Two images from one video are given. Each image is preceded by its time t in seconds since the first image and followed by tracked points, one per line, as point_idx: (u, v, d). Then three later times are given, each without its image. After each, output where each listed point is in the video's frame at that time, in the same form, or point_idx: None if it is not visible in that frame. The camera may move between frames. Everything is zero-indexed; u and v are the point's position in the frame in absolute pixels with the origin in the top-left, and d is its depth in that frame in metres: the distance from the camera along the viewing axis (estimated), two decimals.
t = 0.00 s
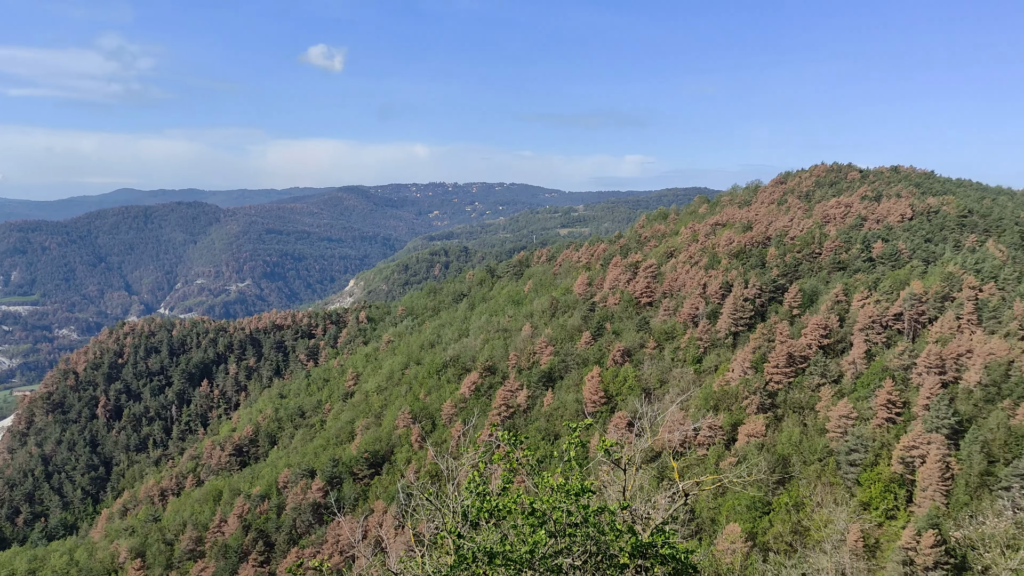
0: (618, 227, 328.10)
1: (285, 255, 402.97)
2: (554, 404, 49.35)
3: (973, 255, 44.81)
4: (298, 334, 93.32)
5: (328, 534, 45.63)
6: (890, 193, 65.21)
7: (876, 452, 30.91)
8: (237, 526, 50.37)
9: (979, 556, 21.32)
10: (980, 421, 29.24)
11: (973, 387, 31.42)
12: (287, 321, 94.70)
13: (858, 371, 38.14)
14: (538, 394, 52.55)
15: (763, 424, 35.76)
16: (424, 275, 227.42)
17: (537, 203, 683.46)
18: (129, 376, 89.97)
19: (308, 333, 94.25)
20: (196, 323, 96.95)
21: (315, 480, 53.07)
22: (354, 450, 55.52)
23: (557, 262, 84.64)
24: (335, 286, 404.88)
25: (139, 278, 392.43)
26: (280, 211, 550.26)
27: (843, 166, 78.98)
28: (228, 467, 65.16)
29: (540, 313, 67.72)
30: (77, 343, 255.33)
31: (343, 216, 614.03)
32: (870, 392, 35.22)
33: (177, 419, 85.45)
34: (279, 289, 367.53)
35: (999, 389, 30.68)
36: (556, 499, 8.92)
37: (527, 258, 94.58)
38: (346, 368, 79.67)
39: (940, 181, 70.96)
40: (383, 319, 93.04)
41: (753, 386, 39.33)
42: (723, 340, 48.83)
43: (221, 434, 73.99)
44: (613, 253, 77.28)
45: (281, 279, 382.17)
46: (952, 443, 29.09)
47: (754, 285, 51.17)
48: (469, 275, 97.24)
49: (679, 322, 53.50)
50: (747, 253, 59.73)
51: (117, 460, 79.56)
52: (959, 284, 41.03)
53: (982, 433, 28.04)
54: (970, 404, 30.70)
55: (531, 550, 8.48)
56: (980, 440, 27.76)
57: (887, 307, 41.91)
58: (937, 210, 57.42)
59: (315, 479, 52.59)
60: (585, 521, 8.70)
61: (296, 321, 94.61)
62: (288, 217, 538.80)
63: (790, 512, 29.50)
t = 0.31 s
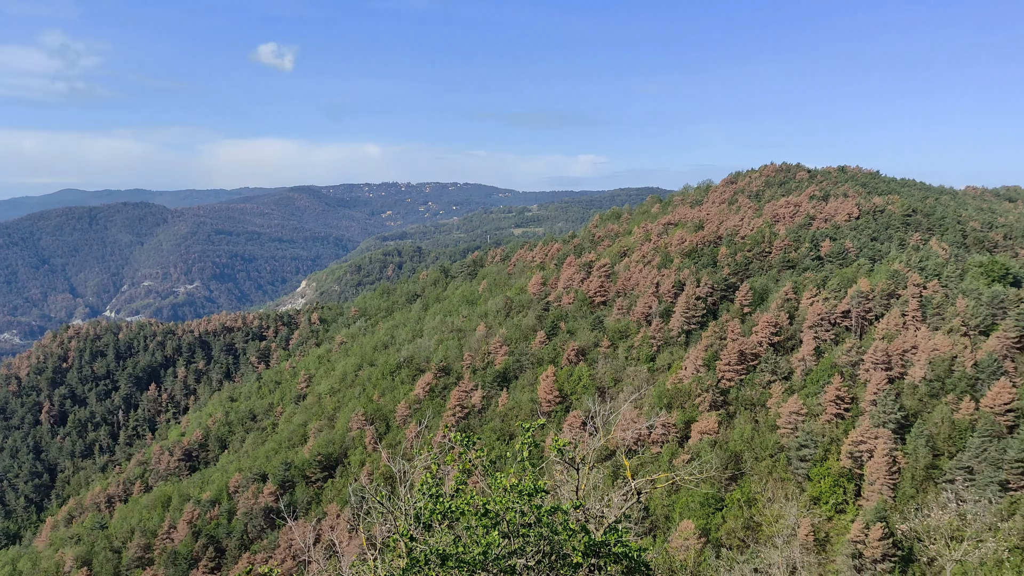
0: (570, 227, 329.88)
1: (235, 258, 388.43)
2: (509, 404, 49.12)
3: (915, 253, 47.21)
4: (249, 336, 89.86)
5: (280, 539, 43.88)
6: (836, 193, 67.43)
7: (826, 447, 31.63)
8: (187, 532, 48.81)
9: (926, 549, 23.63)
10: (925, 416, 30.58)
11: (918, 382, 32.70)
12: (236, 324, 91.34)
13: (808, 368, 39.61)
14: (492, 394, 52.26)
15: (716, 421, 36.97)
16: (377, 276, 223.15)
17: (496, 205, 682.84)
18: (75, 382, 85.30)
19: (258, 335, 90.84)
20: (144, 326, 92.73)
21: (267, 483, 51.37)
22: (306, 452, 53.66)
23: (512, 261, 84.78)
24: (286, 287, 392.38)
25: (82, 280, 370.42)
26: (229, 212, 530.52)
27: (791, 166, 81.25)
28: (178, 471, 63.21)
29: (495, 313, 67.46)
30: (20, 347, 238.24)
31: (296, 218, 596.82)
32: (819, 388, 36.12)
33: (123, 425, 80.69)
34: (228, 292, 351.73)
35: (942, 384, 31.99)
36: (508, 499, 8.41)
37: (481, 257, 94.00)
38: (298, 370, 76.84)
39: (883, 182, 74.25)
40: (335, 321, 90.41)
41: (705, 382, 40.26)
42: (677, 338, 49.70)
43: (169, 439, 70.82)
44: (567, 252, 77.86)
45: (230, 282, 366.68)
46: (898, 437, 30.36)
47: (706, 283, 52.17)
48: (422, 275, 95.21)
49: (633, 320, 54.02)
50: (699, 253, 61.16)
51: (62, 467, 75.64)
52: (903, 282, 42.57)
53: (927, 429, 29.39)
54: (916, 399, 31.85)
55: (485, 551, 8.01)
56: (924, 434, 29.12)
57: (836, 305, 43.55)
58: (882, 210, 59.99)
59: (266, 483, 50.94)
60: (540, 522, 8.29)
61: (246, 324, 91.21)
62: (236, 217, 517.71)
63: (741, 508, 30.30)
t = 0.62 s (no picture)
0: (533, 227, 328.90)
1: (191, 259, 374.65)
2: (471, 405, 49.06)
3: (868, 253, 48.57)
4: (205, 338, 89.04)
5: (239, 544, 43.78)
6: (792, 194, 68.14)
7: (784, 444, 32.39)
8: (142, 538, 47.75)
9: (880, 543, 24.63)
10: (880, 412, 31.50)
11: (874, 379, 33.55)
12: (193, 326, 90.51)
13: (766, 366, 40.06)
14: (453, 395, 52.18)
15: (677, 420, 37.22)
16: (336, 277, 220.57)
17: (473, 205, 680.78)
18: (24, 386, 84.12)
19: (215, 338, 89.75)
20: (97, 329, 92.37)
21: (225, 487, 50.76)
22: (264, 455, 53.16)
23: (472, 262, 84.48)
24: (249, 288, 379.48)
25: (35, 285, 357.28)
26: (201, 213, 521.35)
27: (748, 167, 81.83)
28: (132, 477, 62.23)
29: (455, 315, 67.16)
30: None
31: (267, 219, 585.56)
32: (777, 386, 37.15)
33: (76, 429, 79.65)
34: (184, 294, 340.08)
35: (897, 380, 32.90)
36: (466, 500, 8.43)
37: (440, 258, 93.12)
38: (256, 372, 75.51)
39: (838, 182, 75.86)
40: (294, 322, 88.80)
41: (665, 381, 40.33)
42: (637, 338, 49.92)
43: (123, 444, 69.65)
44: (526, 253, 77.99)
45: (186, 283, 353.79)
46: (853, 433, 31.13)
47: (665, 283, 52.57)
48: (382, 275, 93.87)
49: (594, 320, 54.11)
50: (658, 253, 61.68)
51: (13, 474, 74.08)
52: (858, 281, 43.14)
53: (881, 424, 30.20)
54: (871, 395, 32.82)
55: (444, 553, 7.95)
56: (879, 430, 29.95)
57: (792, 304, 43.84)
58: (837, 210, 60.46)
59: (224, 487, 50.27)
60: (500, 522, 8.32)
61: (202, 326, 90.50)
62: (194, 219, 496.42)
63: (701, 505, 30.79)
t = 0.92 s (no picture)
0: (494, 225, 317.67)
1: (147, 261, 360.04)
2: (432, 406, 48.71)
3: (824, 254, 49.60)
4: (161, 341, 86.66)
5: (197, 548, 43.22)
6: (750, 195, 69.16)
7: (742, 443, 32.81)
8: (98, 544, 47.17)
9: (838, 539, 24.31)
10: (836, 411, 32.27)
11: (830, 377, 34.45)
12: (148, 328, 89.22)
13: (725, 365, 40.87)
14: (414, 396, 51.86)
15: (637, 419, 37.64)
16: (296, 278, 213.17)
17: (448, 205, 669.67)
18: None
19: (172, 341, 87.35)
20: (50, 332, 91.42)
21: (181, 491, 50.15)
22: (222, 459, 52.70)
23: (434, 262, 83.79)
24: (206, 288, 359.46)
25: None
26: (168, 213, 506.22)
27: (707, 168, 82.68)
28: (87, 482, 60.57)
29: (416, 316, 66.72)
30: None
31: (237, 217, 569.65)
32: (736, 385, 37.66)
33: (27, 435, 78.29)
34: (141, 295, 326.63)
35: (853, 378, 33.94)
36: (426, 502, 8.39)
37: (402, 259, 91.80)
38: (213, 374, 74.48)
39: (795, 184, 77.43)
40: (253, 325, 86.31)
41: (626, 381, 40.70)
42: (598, 338, 50.21)
43: (77, 449, 68.28)
44: (488, 254, 77.81)
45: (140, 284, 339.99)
46: (811, 431, 31.88)
47: (626, 283, 53.05)
48: (342, 277, 92.72)
49: (556, 320, 54.37)
50: (619, 253, 62.15)
51: None
52: (815, 281, 44.31)
53: (838, 422, 31.02)
54: (827, 394, 33.65)
55: (403, 555, 7.89)
56: (836, 428, 30.69)
57: (751, 304, 44.94)
58: (795, 211, 62.32)
59: (181, 491, 49.50)
60: (460, 525, 8.32)
61: (159, 328, 88.76)
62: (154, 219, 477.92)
63: (662, 504, 31.05)
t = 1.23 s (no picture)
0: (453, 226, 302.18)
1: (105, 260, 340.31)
2: (394, 406, 48.40)
3: (784, 253, 49.76)
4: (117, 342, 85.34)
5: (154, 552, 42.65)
6: (709, 194, 69.85)
7: (704, 440, 33.50)
8: (51, 549, 46.13)
9: (794, 535, 25.52)
10: (795, 407, 33.47)
11: (790, 375, 35.71)
12: (104, 329, 87.44)
13: (686, 363, 41.35)
14: (377, 396, 51.52)
15: (600, 417, 37.97)
16: (255, 278, 200.12)
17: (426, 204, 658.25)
18: None
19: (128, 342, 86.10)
20: None
21: (138, 494, 49.51)
22: (180, 462, 52.07)
23: (396, 262, 82.78)
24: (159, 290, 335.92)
25: None
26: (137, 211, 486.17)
27: (669, 167, 83.22)
28: (39, 486, 59.65)
29: (378, 315, 66.19)
30: None
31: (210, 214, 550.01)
32: (697, 383, 38.35)
33: None
34: (95, 296, 307.94)
35: (811, 375, 35.23)
36: (386, 503, 8.30)
37: (363, 258, 90.51)
38: (171, 375, 73.71)
39: (755, 183, 78.60)
40: (211, 325, 86.54)
41: (588, 380, 41.14)
42: (561, 337, 50.64)
43: (28, 453, 66.57)
44: (451, 253, 76.98)
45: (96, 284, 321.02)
46: (770, 428, 32.86)
47: (589, 282, 53.35)
48: (303, 276, 91.35)
49: (518, 319, 54.51)
50: (581, 253, 62.34)
51: None
52: (774, 279, 45.37)
53: (797, 419, 32.16)
54: (787, 391, 34.80)
55: (363, 557, 7.87)
56: (795, 425, 31.85)
57: (712, 303, 45.74)
58: (754, 210, 62.70)
59: (138, 495, 48.87)
60: (421, 526, 8.28)
61: (115, 329, 87.09)
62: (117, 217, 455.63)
63: (625, 502, 31.52)
